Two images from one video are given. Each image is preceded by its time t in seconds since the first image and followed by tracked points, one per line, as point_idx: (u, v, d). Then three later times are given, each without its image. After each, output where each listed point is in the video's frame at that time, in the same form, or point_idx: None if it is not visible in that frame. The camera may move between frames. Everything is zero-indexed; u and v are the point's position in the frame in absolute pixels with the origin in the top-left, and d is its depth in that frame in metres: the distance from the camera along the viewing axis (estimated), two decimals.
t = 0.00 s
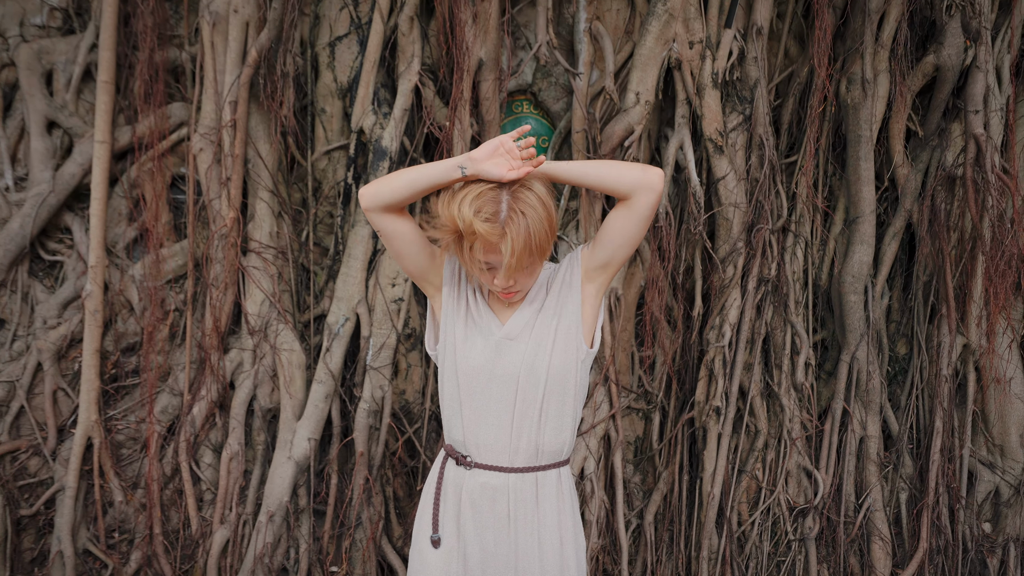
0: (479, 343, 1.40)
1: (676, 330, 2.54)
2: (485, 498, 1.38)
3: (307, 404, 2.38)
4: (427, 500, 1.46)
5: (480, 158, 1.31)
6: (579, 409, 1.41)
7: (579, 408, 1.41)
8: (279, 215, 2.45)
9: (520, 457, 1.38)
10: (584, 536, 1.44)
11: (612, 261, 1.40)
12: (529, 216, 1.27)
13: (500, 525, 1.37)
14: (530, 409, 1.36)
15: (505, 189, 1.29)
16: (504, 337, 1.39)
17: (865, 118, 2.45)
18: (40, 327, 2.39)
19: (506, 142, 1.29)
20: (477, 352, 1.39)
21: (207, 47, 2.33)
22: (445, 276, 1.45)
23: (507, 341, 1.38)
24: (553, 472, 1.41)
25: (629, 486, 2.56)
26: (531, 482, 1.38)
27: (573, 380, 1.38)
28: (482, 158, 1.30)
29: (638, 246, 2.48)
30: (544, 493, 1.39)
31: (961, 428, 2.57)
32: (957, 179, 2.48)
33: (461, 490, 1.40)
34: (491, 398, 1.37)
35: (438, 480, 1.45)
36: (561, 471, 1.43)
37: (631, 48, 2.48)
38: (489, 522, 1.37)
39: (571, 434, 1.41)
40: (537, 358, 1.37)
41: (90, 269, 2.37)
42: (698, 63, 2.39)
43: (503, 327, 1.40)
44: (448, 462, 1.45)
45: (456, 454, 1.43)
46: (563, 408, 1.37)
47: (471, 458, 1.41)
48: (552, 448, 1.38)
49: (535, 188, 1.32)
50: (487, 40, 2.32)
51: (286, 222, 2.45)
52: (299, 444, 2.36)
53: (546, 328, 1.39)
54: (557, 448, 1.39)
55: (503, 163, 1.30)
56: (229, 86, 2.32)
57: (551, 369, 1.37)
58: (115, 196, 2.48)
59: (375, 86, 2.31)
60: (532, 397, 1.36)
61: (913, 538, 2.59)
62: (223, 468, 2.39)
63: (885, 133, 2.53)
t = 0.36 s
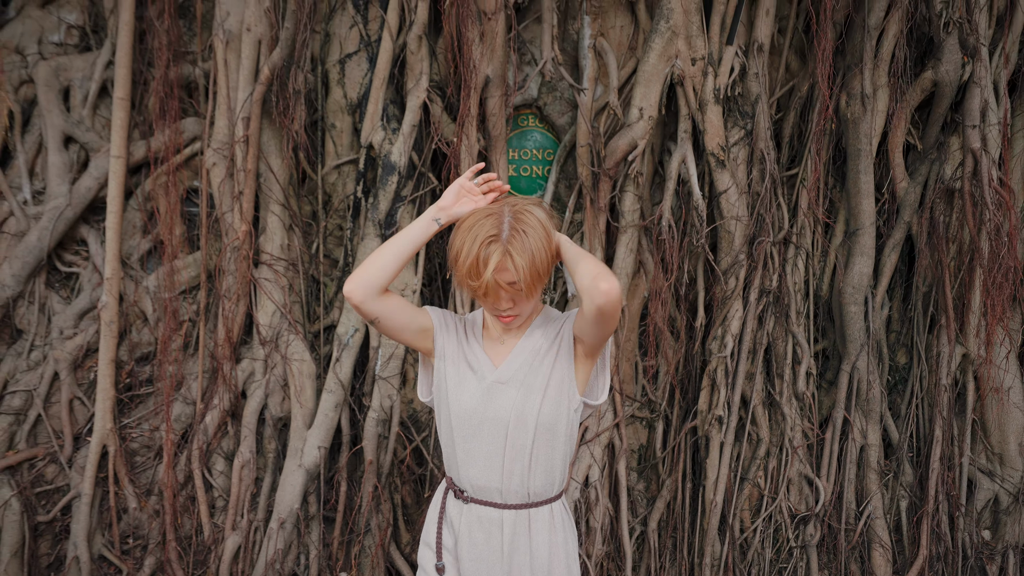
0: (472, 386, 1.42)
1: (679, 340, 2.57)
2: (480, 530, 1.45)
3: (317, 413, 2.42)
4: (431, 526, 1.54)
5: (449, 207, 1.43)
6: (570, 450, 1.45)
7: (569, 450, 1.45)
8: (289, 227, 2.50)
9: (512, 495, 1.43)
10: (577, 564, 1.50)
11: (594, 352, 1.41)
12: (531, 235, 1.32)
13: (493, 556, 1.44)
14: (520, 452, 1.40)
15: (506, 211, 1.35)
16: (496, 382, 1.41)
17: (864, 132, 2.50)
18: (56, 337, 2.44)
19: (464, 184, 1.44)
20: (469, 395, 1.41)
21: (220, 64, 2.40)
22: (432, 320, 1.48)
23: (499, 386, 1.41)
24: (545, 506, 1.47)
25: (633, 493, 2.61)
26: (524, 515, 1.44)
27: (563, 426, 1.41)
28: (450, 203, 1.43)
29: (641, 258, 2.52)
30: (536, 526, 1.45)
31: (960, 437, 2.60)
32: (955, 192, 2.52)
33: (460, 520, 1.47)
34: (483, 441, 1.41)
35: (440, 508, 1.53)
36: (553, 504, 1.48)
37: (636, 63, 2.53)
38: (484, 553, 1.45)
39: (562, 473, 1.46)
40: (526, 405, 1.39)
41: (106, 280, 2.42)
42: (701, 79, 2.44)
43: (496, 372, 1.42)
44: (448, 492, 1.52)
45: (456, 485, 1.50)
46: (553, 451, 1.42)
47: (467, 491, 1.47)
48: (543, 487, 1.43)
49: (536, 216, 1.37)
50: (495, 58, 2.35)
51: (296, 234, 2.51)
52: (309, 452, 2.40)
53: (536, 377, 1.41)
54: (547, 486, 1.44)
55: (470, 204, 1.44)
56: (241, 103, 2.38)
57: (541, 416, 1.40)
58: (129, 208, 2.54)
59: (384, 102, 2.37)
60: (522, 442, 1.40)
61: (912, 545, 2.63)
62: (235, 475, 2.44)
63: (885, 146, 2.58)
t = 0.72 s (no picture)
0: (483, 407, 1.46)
1: (686, 348, 2.63)
2: (493, 541, 1.45)
3: (332, 419, 2.48)
4: (445, 530, 1.56)
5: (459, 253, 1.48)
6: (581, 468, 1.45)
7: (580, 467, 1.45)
8: (305, 238, 2.56)
9: (523, 510, 1.44)
10: None
11: (592, 377, 1.41)
12: (530, 259, 1.35)
13: (505, 569, 1.45)
14: (531, 471, 1.41)
15: (506, 233, 1.38)
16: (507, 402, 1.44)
17: (868, 146, 2.55)
18: (78, 345, 2.51)
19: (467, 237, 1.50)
20: (480, 416, 1.45)
21: (238, 79, 2.44)
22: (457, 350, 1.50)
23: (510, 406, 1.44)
24: (557, 521, 1.46)
25: (641, 499, 2.65)
26: (535, 528, 1.45)
27: (574, 445, 1.42)
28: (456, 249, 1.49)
29: (649, 268, 2.58)
30: (548, 542, 1.44)
31: (963, 443, 2.64)
32: (957, 203, 2.57)
33: (473, 530, 1.48)
34: (493, 459, 1.43)
35: (453, 519, 1.54)
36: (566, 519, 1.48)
37: (643, 77, 2.59)
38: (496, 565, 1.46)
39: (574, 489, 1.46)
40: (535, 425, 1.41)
41: (127, 290, 2.47)
42: (707, 93, 2.49)
43: (507, 392, 1.45)
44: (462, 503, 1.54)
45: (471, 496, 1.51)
46: (565, 469, 1.42)
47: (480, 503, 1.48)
48: (555, 503, 1.44)
49: (538, 241, 1.40)
50: (506, 74, 2.40)
51: (312, 245, 2.56)
52: (324, 458, 2.46)
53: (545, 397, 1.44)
54: (559, 502, 1.44)
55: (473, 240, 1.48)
56: (259, 117, 2.44)
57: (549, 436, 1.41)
58: (149, 219, 2.61)
59: (398, 116, 2.44)
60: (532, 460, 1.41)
61: (916, 551, 2.67)
62: (251, 481, 2.49)
63: (888, 157, 2.63)
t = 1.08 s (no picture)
0: (490, 390, 1.50)
1: (692, 353, 2.67)
2: (493, 528, 1.50)
3: (346, 422, 2.54)
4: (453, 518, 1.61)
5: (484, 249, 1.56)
6: (583, 457, 1.50)
7: (582, 456, 1.49)
8: (319, 245, 2.62)
9: (523, 496, 1.49)
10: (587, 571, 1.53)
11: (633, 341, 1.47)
12: (548, 255, 1.38)
13: (503, 558, 1.49)
14: (534, 456, 1.46)
15: (524, 232, 1.42)
16: (514, 386, 1.48)
17: (871, 154, 2.58)
18: (97, 350, 2.56)
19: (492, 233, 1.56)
20: (488, 399, 1.50)
21: (255, 90, 2.52)
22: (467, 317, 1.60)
23: (517, 391, 1.48)
24: (554, 512, 1.50)
25: (647, 502, 2.70)
26: (533, 517, 1.49)
27: (578, 434, 1.47)
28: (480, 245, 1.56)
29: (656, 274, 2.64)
30: (545, 531, 1.48)
31: (964, 446, 2.70)
32: (958, 212, 2.61)
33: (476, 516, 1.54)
34: (497, 441, 1.48)
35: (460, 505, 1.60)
36: (564, 511, 1.52)
37: (650, 89, 2.65)
38: (494, 552, 1.50)
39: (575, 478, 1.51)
40: (538, 410, 1.45)
41: (147, 296, 2.52)
42: (713, 104, 2.54)
43: (515, 377, 1.49)
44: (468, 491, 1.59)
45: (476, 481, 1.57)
46: (565, 455, 1.47)
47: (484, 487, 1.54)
48: (554, 491, 1.48)
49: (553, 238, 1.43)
50: (516, 85, 2.47)
51: (325, 252, 2.63)
52: (338, 460, 2.52)
53: (551, 383, 1.47)
54: (558, 489, 1.49)
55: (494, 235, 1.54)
56: (275, 128, 2.50)
57: (550, 423, 1.45)
58: (167, 227, 2.67)
59: (410, 126, 2.49)
60: (535, 445, 1.46)
61: (919, 553, 2.71)
62: (267, 483, 2.54)
63: (891, 166, 2.68)
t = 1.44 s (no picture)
0: (475, 398, 1.49)
1: (698, 359, 2.71)
2: (483, 534, 1.50)
3: (356, 428, 2.57)
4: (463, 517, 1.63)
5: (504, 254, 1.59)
6: (561, 469, 1.41)
7: (560, 468, 1.41)
8: (330, 253, 2.66)
9: (503, 505, 1.46)
10: None
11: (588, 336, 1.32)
12: (479, 264, 1.38)
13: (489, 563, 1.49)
14: (506, 467, 1.42)
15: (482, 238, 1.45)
16: (489, 396, 1.44)
17: (874, 163, 2.62)
18: (112, 357, 2.61)
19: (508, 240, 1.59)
20: (471, 406, 1.48)
21: (268, 101, 2.55)
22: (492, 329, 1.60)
23: (491, 401, 1.43)
24: (536, 523, 1.45)
25: (654, 506, 2.73)
26: (515, 527, 1.45)
27: (549, 446, 1.38)
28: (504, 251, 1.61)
29: (662, 282, 2.67)
30: (525, 542, 1.44)
31: (968, 451, 2.72)
32: (960, 220, 2.65)
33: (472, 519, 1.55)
34: (476, 449, 1.46)
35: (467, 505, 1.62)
36: (547, 522, 1.46)
37: (656, 98, 2.68)
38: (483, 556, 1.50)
39: (557, 490, 1.43)
40: (505, 421, 1.40)
41: (161, 304, 2.55)
42: (718, 114, 2.58)
43: (493, 386, 1.45)
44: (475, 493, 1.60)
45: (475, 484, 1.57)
46: (537, 468, 1.40)
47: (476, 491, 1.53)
48: (530, 504, 1.42)
49: (509, 247, 1.40)
50: (525, 95, 2.50)
51: (336, 260, 2.66)
52: (349, 465, 2.55)
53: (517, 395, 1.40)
54: (536, 502, 1.42)
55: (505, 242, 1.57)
56: (287, 138, 2.54)
57: (519, 436, 1.38)
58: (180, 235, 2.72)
59: (421, 136, 2.54)
60: (507, 457, 1.41)
61: (923, 557, 2.73)
62: (278, 487, 2.57)
63: (894, 174, 2.72)
